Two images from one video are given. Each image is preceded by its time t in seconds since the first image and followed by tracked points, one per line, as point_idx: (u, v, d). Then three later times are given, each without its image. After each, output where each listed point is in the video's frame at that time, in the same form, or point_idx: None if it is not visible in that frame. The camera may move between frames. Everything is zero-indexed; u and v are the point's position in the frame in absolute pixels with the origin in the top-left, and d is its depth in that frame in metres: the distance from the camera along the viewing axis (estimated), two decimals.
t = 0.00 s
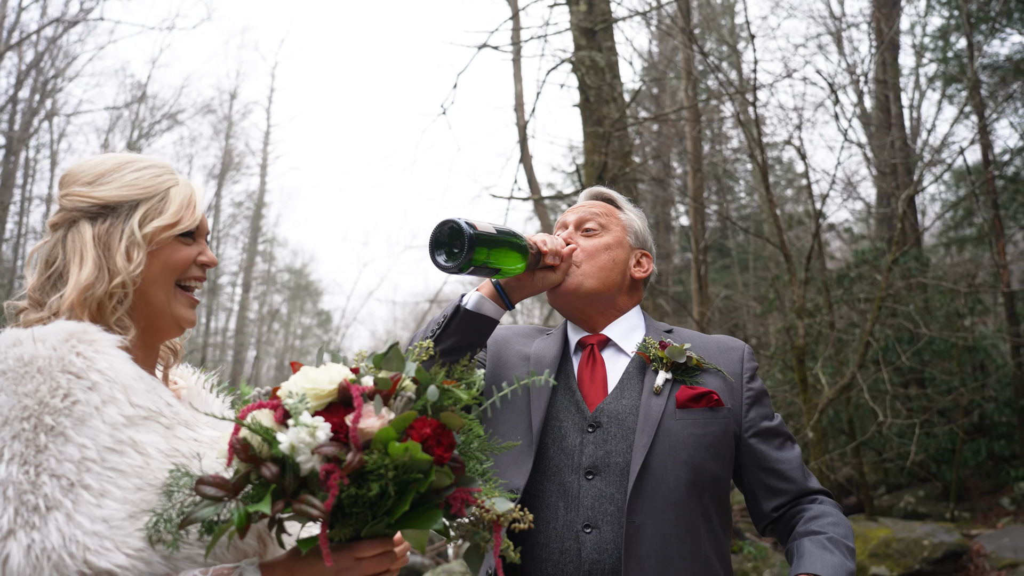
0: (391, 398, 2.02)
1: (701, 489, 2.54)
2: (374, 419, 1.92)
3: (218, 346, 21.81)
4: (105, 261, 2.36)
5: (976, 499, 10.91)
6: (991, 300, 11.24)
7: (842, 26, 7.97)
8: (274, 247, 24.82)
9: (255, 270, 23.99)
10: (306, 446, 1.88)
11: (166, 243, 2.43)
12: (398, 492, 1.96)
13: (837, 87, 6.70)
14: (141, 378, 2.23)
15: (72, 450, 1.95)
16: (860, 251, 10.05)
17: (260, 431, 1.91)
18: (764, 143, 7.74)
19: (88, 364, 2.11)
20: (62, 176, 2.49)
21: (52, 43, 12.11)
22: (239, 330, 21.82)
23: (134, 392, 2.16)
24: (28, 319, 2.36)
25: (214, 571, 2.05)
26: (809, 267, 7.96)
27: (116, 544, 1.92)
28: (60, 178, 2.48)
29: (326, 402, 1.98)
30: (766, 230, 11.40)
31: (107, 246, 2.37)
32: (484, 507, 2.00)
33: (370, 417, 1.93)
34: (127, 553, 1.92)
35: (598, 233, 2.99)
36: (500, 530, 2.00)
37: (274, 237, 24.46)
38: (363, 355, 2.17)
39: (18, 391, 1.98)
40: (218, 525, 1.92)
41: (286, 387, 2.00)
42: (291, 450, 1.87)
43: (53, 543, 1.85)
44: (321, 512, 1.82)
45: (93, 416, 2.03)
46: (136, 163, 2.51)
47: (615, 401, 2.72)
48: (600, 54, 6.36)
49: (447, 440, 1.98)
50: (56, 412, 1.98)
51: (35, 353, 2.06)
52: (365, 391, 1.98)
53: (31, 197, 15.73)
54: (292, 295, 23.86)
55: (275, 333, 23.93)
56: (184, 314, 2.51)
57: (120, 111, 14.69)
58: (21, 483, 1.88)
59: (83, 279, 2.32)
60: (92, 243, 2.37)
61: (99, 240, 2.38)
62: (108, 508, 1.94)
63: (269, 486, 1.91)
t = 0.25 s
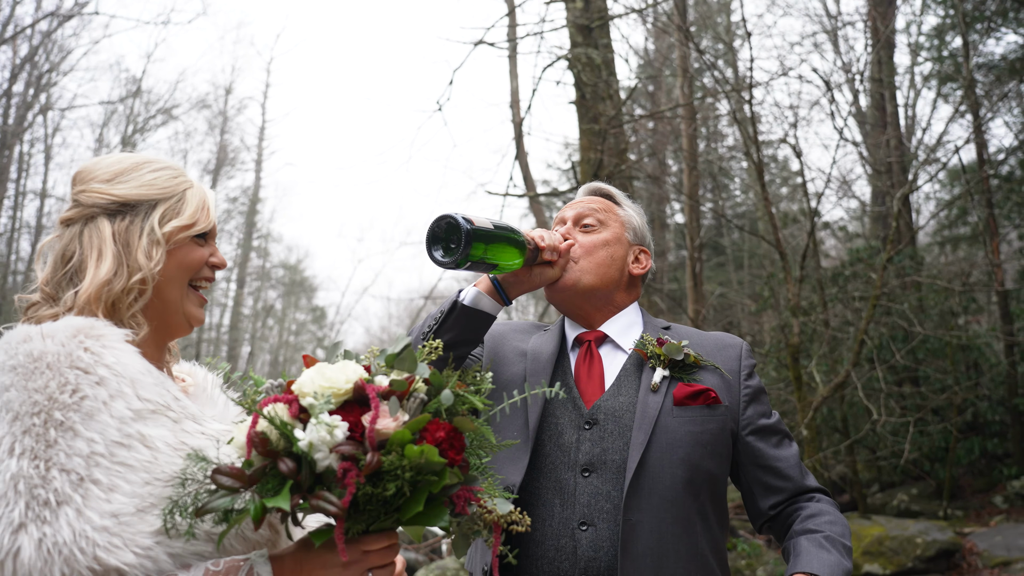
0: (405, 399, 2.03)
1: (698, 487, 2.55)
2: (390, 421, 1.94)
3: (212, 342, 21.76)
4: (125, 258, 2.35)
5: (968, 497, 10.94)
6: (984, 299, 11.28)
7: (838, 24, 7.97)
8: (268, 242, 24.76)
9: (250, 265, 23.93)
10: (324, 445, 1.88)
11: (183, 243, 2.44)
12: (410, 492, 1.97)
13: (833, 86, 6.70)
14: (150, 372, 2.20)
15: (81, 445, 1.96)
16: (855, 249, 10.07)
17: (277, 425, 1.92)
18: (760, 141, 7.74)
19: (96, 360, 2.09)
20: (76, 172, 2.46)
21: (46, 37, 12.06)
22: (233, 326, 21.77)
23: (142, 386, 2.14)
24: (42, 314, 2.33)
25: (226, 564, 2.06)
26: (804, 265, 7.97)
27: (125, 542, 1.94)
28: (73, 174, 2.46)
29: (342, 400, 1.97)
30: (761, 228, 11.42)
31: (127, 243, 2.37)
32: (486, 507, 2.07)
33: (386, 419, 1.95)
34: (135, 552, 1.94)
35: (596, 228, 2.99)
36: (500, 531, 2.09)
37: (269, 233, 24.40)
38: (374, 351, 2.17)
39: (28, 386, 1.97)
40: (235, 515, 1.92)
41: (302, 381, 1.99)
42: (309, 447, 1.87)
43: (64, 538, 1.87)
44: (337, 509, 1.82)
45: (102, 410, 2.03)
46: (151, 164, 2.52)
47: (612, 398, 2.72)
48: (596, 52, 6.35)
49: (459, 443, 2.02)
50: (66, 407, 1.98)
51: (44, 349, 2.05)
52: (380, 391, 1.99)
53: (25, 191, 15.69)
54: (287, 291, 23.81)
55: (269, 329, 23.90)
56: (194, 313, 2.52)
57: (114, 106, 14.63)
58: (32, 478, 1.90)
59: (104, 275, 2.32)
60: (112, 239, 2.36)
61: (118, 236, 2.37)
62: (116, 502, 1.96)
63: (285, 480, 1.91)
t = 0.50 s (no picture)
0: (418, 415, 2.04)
1: (697, 486, 2.55)
2: (406, 438, 1.94)
3: (209, 338, 21.73)
4: (138, 256, 2.38)
5: (964, 496, 10.96)
6: (981, 298, 11.29)
7: (835, 23, 7.97)
8: (265, 239, 24.72)
9: (246, 262, 23.89)
10: (344, 461, 1.89)
11: (194, 244, 2.48)
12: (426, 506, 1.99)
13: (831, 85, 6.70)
14: (157, 369, 2.20)
15: (90, 441, 1.96)
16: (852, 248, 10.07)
17: (295, 438, 1.90)
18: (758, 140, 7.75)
19: (103, 356, 2.09)
20: (87, 170, 2.48)
21: (43, 32, 12.03)
22: (229, 323, 21.73)
23: (149, 382, 2.14)
24: (53, 311, 2.35)
25: (238, 565, 2.07)
26: (802, 264, 7.98)
27: (134, 540, 1.94)
28: (85, 172, 2.48)
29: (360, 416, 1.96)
30: (759, 227, 11.42)
31: (139, 242, 2.39)
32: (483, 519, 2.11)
33: (403, 436, 1.95)
34: (144, 549, 1.95)
35: (594, 226, 2.98)
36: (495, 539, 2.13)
37: (266, 230, 24.36)
38: (383, 364, 2.17)
39: (38, 383, 1.98)
40: (252, 525, 1.92)
41: (318, 393, 1.96)
42: (329, 462, 1.88)
43: (74, 533, 1.88)
44: (355, 525, 1.84)
45: (110, 406, 2.02)
46: (163, 165, 2.55)
47: (610, 397, 2.72)
48: (594, 50, 6.35)
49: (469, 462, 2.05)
50: (74, 404, 1.99)
51: (52, 346, 2.05)
52: (395, 406, 1.99)
53: (21, 187, 15.66)
54: (284, 288, 23.78)
55: (265, 326, 23.86)
56: (201, 312, 2.56)
57: (110, 102, 14.61)
58: (42, 473, 1.90)
59: (117, 273, 2.34)
60: (125, 238, 2.38)
61: (131, 235, 2.40)
62: (125, 497, 1.96)
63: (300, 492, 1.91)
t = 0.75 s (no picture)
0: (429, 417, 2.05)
1: (696, 485, 2.55)
2: (419, 438, 1.94)
3: (208, 335, 21.72)
4: (150, 254, 2.38)
5: (962, 496, 10.97)
6: (980, 298, 11.28)
7: (835, 22, 7.97)
8: (264, 236, 24.71)
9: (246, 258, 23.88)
10: (360, 458, 1.89)
11: (204, 243, 2.48)
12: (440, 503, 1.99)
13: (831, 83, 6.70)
14: (165, 366, 2.21)
15: (100, 437, 1.96)
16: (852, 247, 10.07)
17: (311, 436, 1.91)
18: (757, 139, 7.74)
19: (112, 353, 2.09)
20: (99, 168, 2.49)
21: (42, 27, 12.03)
22: (228, 320, 21.73)
23: (158, 379, 2.14)
24: (63, 307, 2.33)
25: (250, 562, 2.06)
26: (801, 263, 7.98)
27: (143, 535, 1.93)
28: (97, 170, 2.49)
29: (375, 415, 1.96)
30: (758, 226, 11.42)
31: (151, 240, 2.40)
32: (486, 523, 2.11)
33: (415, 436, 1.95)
34: (154, 544, 1.94)
35: (587, 228, 2.96)
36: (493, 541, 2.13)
37: (265, 226, 24.35)
38: (391, 369, 2.19)
39: (48, 380, 1.99)
40: (268, 520, 1.92)
41: (331, 395, 1.97)
42: (345, 459, 1.87)
43: (84, 528, 1.88)
44: (372, 519, 1.84)
45: (120, 403, 2.02)
46: (175, 164, 2.56)
47: (607, 399, 2.72)
48: (595, 47, 6.34)
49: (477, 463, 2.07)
50: (83, 400, 1.99)
51: (62, 343, 2.06)
52: (407, 408, 2.00)
53: (20, 182, 15.65)
54: (283, 284, 23.78)
55: (264, 322, 23.86)
56: (211, 309, 2.56)
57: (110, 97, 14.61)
58: (52, 469, 1.91)
59: (128, 270, 2.34)
60: (137, 236, 2.38)
61: (142, 233, 2.40)
62: (135, 493, 1.95)
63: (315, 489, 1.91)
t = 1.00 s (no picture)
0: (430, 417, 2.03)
1: (697, 485, 2.55)
2: (419, 437, 1.94)
3: (210, 330, 21.76)
4: (165, 250, 2.39)
5: (965, 496, 10.95)
6: (983, 298, 11.26)
7: (840, 20, 7.95)
8: (267, 231, 24.74)
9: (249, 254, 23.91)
10: (357, 457, 1.90)
11: (216, 238, 2.50)
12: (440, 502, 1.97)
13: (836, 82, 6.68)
14: (177, 363, 2.22)
15: (111, 434, 1.97)
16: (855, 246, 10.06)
17: (309, 436, 1.92)
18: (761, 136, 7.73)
19: (124, 350, 2.11)
20: (109, 164, 2.49)
21: (46, 22, 12.05)
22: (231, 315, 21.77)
23: (169, 376, 2.15)
24: (77, 303, 2.33)
25: (252, 563, 2.09)
26: (805, 261, 7.97)
27: (152, 530, 1.94)
28: (107, 165, 2.49)
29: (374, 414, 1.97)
30: (762, 224, 11.40)
31: (165, 236, 2.41)
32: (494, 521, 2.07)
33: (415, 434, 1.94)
34: (162, 540, 1.95)
35: (572, 235, 2.95)
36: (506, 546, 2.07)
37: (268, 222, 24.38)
38: (396, 370, 2.19)
39: (58, 375, 2.00)
40: (266, 519, 1.93)
41: (331, 395, 1.98)
42: (342, 458, 1.89)
43: (94, 524, 1.89)
44: (370, 519, 1.84)
45: (130, 400, 2.04)
46: (186, 159, 2.57)
47: (604, 403, 2.73)
48: (599, 44, 6.33)
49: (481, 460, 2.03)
50: (94, 396, 2.00)
51: (74, 339, 2.07)
52: (409, 407, 2.00)
53: (24, 176, 15.69)
54: (285, 280, 23.82)
55: (267, 318, 23.89)
56: (225, 302, 2.58)
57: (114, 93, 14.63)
58: (62, 464, 1.91)
59: (143, 266, 2.34)
60: (151, 231, 2.39)
61: (156, 229, 2.41)
62: (144, 490, 1.97)
63: (314, 489, 1.91)
